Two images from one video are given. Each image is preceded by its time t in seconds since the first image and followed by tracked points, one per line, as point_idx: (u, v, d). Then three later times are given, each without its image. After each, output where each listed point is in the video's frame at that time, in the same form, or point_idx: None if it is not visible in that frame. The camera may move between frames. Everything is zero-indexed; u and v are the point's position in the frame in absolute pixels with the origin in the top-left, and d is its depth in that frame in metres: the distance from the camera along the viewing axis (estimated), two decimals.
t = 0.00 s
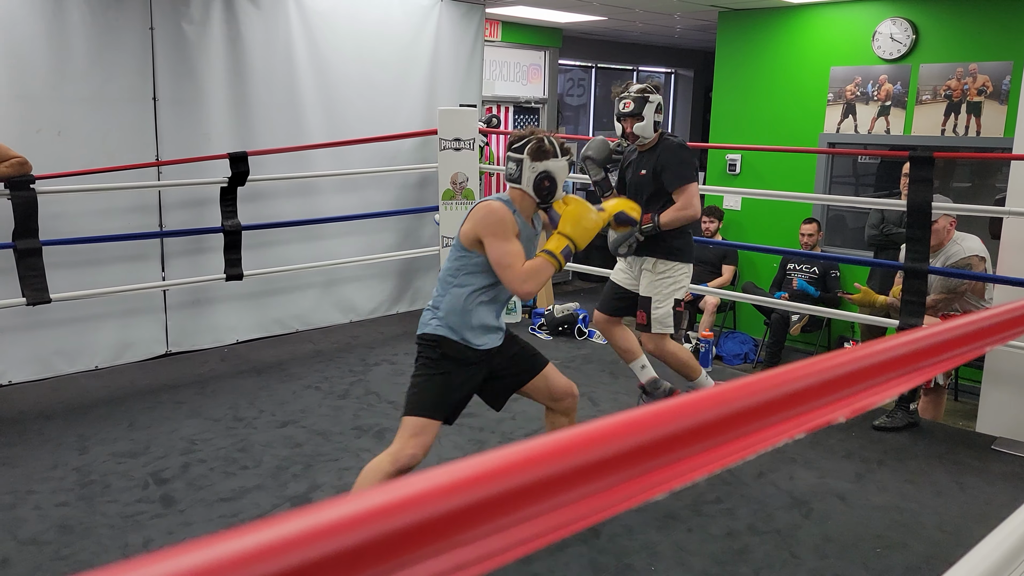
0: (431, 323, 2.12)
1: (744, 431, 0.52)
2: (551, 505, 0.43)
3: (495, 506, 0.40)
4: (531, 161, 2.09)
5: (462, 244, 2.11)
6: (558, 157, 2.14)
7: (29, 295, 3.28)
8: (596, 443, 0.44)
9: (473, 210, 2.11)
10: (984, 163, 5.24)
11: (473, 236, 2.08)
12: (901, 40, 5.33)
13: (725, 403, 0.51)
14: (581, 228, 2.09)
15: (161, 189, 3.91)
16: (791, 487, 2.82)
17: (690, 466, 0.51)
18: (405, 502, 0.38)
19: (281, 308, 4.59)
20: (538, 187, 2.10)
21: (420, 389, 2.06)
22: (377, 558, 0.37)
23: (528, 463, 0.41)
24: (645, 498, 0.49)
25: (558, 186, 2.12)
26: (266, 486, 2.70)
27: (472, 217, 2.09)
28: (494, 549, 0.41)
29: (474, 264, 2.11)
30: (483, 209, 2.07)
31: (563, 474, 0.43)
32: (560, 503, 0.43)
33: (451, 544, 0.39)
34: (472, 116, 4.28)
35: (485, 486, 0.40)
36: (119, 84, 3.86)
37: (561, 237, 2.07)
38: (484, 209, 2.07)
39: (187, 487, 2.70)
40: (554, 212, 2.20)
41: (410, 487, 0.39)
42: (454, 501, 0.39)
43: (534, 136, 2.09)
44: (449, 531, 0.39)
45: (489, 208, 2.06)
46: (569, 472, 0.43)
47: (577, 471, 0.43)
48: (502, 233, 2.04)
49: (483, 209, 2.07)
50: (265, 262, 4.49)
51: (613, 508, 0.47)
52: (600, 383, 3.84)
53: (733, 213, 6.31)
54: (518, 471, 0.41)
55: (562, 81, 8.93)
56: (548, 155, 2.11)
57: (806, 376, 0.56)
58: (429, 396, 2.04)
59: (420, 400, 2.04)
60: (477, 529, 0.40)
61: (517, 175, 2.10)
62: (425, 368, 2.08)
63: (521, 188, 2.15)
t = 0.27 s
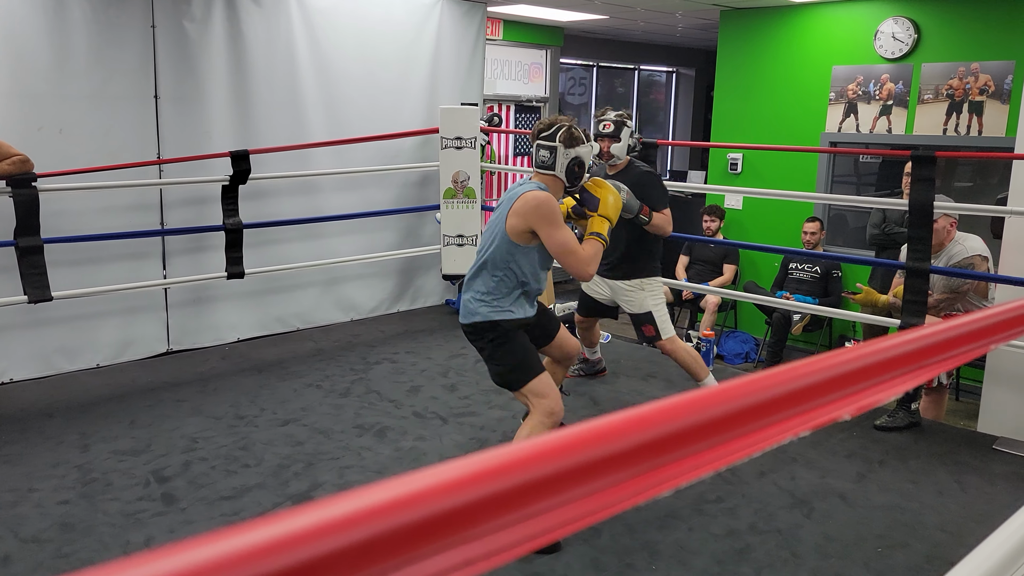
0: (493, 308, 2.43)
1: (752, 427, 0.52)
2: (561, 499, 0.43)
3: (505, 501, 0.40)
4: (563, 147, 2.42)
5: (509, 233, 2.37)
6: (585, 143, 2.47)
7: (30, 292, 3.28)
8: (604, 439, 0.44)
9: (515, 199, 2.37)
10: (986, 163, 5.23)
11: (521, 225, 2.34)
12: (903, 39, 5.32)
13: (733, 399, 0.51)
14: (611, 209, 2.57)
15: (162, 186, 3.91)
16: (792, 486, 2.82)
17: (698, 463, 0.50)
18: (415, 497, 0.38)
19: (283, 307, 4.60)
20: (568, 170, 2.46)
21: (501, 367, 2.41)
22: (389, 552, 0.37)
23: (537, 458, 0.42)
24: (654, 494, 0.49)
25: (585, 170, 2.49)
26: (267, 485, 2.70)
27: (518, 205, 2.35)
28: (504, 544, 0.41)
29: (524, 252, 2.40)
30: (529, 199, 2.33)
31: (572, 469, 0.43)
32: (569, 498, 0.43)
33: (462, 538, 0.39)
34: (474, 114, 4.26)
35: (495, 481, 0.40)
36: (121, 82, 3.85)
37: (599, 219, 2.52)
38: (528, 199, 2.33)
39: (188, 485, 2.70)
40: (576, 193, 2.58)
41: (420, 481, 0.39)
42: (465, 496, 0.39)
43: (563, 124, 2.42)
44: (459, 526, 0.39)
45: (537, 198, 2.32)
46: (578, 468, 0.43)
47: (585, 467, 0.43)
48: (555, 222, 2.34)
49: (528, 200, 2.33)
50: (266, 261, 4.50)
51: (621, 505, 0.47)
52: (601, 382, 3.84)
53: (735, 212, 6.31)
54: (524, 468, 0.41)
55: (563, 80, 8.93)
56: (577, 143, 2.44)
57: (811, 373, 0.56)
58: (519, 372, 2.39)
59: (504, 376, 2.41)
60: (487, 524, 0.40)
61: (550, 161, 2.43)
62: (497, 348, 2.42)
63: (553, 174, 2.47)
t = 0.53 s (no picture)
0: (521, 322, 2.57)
1: (763, 425, 0.52)
2: (572, 498, 0.42)
3: (515, 500, 0.40)
4: (570, 162, 2.52)
5: (537, 253, 2.50)
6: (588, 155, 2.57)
7: (37, 289, 3.28)
8: (613, 437, 0.44)
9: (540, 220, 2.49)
10: (994, 160, 5.20)
11: (549, 246, 2.48)
12: (910, 36, 5.28)
13: (742, 398, 0.50)
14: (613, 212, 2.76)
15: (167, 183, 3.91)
16: (798, 484, 2.81)
17: (709, 461, 0.50)
18: (425, 495, 0.38)
19: (288, 304, 4.60)
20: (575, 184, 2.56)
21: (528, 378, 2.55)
22: (401, 550, 0.37)
23: (547, 456, 0.41)
24: (665, 493, 0.49)
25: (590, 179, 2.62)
26: (272, 482, 2.71)
27: (544, 225, 2.48)
28: (515, 543, 0.41)
29: (549, 268, 2.54)
30: (557, 220, 2.46)
31: (582, 468, 0.42)
32: (581, 497, 0.43)
33: (474, 536, 0.39)
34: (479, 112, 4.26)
35: (505, 480, 0.40)
36: (127, 79, 3.86)
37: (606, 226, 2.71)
38: (556, 220, 2.47)
39: (194, 481, 2.70)
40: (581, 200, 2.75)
41: (430, 480, 0.39)
42: (476, 494, 0.39)
43: (565, 141, 2.53)
44: (470, 524, 0.39)
45: (566, 218, 2.46)
46: (588, 466, 0.43)
47: (596, 466, 0.43)
48: (578, 243, 2.49)
49: (556, 221, 2.46)
50: (271, 258, 4.50)
51: (632, 503, 0.47)
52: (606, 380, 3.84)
53: (740, 210, 6.30)
54: (535, 466, 0.41)
55: (568, 77, 8.92)
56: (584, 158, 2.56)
57: (821, 372, 0.56)
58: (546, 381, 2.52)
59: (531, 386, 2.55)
60: (499, 522, 0.40)
61: (558, 176, 2.52)
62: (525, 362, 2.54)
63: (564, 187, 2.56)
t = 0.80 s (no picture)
0: (525, 301, 2.40)
1: (767, 424, 0.52)
2: (576, 497, 0.42)
3: (519, 499, 0.40)
4: (558, 128, 2.41)
5: (537, 223, 2.35)
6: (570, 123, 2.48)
7: (42, 287, 3.29)
8: (618, 436, 0.44)
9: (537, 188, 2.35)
10: (999, 158, 5.18)
11: (549, 216, 2.34)
12: (915, 34, 5.26)
13: (746, 397, 0.50)
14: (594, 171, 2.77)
15: (171, 181, 3.92)
16: (801, 483, 2.81)
17: (713, 460, 0.50)
18: (429, 494, 0.37)
19: (291, 301, 4.61)
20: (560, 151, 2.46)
21: (525, 371, 2.37)
22: (405, 549, 0.37)
23: (551, 456, 0.41)
24: (668, 492, 0.49)
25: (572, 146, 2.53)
26: (276, 479, 2.71)
27: (543, 194, 2.34)
28: (518, 542, 0.41)
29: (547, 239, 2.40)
30: (554, 188, 2.33)
31: (587, 466, 0.42)
32: (584, 496, 0.43)
33: (477, 535, 0.39)
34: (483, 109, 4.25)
35: (509, 479, 0.40)
36: (130, 77, 3.86)
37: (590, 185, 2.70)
38: (553, 189, 2.34)
39: (198, 479, 2.71)
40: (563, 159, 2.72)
41: (434, 478, 0.39)
42: (480, 494, 0.39)
43: (552, 107, 2.42)
44: (473, 524, 0.39)
45: (562, 186, 2.34)
46: (593, 465, 0.42)
47: (601, 464, 0.43)
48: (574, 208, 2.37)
49: (553, 189, 2.33)
50: (275, 256, 4.51)
51: (636, 502, 0.47)
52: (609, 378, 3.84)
53: (744, 208, 6.29)
54: (538, 464, 0.41)
55: (572, 75, 8.92)
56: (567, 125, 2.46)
57: (827, 370, 0.56)
58: (546, 375, 2.36)
59: (527, 378, 2.37)
60: (503, 521, 0.40)
61: (546, 142, 2.40)
62: (523, 353, 2.36)
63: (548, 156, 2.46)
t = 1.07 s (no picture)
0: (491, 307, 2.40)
1: (770, 424, 0.51)
2: (580, 497, 0.42)
3: (522, 499, 0.40)
4: (517, 135, 2.42)
5: (507, 229, 2.34)
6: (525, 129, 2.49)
7: (45, 285, 3.30)
8: (621, 436, 0.44)
9: (504, 196, 2.33)
10: (1004, 156, 5.16)
11: (518, 220, 2.34)
12: (919, 32, 5.25)
13: (750, 397, 0.50)
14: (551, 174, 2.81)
15: (174, 179, 3.92)
16: (804, 481, 2.81)
17: (717, 460, 0.50)
18: (431, 494, 0.37)
19: (294, 299, 4.61)
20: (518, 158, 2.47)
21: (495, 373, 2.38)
22: (408, 549, 0.36)
23: (554, 456, 0.41)
24: (672, 492, 0.48)
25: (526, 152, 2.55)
26: (279, 477, 2.71)
27: (510, 201, 2.33)
28: (521, 542, 0.41)
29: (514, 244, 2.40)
30: (522, 194, 2.33)
31: (591, 466, 0.42)
32: (588, 495, 0.42)
33: (481, 535, 0.39)
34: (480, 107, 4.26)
35: (512, 479, 0.39)
36: (134, 75, 3.87)
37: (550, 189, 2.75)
38: (521, 195, 2.33)
39: (201, 476, 2.71)
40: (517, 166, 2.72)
41: (436, 478, 0.39)
42: (482, 494, 0.39)
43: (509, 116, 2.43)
44: (475, 524, 0.39)
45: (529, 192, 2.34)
46: (596, 465, 0.42)
47: (605, 464, 0.43)
48: (541, 212, 2.38)
49: (521, 195, 2.33)
50: (278, 254, 4.51)
51: (641, 502, 0.46)
52: (612, 376, 3.84)
53: (747, 206, 6.28)
54: (542, 465, 0.40)
55: (575, 73, 8.91)
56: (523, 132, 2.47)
57: (832, 369, 0.55)
58: (518, 371, 2.36)
59: (498, 379, 2.38)
60: (506, 521, 0.40)
61: (506, 149, 2.41)
62: (492, 355, 2.38)
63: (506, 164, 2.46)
